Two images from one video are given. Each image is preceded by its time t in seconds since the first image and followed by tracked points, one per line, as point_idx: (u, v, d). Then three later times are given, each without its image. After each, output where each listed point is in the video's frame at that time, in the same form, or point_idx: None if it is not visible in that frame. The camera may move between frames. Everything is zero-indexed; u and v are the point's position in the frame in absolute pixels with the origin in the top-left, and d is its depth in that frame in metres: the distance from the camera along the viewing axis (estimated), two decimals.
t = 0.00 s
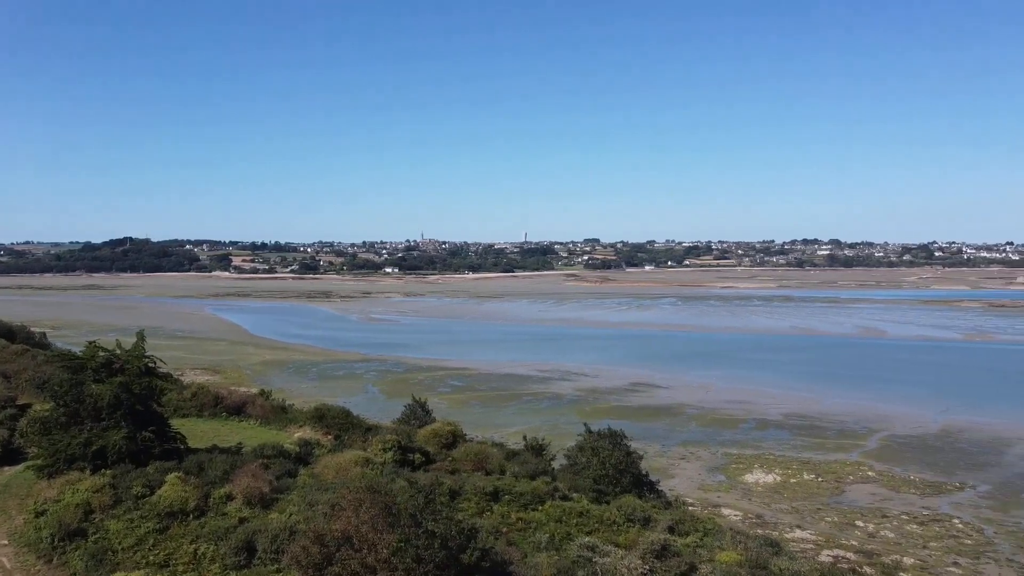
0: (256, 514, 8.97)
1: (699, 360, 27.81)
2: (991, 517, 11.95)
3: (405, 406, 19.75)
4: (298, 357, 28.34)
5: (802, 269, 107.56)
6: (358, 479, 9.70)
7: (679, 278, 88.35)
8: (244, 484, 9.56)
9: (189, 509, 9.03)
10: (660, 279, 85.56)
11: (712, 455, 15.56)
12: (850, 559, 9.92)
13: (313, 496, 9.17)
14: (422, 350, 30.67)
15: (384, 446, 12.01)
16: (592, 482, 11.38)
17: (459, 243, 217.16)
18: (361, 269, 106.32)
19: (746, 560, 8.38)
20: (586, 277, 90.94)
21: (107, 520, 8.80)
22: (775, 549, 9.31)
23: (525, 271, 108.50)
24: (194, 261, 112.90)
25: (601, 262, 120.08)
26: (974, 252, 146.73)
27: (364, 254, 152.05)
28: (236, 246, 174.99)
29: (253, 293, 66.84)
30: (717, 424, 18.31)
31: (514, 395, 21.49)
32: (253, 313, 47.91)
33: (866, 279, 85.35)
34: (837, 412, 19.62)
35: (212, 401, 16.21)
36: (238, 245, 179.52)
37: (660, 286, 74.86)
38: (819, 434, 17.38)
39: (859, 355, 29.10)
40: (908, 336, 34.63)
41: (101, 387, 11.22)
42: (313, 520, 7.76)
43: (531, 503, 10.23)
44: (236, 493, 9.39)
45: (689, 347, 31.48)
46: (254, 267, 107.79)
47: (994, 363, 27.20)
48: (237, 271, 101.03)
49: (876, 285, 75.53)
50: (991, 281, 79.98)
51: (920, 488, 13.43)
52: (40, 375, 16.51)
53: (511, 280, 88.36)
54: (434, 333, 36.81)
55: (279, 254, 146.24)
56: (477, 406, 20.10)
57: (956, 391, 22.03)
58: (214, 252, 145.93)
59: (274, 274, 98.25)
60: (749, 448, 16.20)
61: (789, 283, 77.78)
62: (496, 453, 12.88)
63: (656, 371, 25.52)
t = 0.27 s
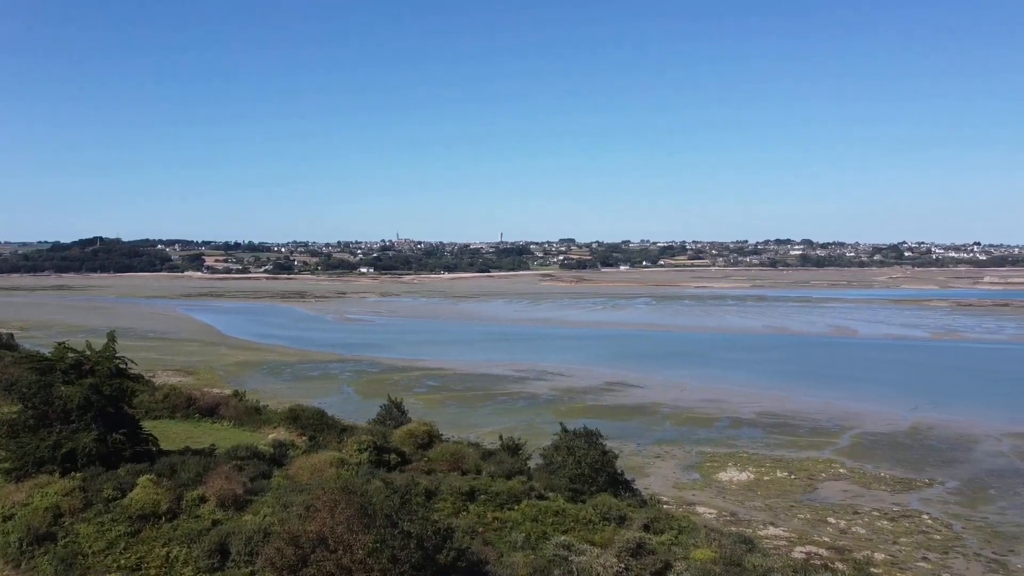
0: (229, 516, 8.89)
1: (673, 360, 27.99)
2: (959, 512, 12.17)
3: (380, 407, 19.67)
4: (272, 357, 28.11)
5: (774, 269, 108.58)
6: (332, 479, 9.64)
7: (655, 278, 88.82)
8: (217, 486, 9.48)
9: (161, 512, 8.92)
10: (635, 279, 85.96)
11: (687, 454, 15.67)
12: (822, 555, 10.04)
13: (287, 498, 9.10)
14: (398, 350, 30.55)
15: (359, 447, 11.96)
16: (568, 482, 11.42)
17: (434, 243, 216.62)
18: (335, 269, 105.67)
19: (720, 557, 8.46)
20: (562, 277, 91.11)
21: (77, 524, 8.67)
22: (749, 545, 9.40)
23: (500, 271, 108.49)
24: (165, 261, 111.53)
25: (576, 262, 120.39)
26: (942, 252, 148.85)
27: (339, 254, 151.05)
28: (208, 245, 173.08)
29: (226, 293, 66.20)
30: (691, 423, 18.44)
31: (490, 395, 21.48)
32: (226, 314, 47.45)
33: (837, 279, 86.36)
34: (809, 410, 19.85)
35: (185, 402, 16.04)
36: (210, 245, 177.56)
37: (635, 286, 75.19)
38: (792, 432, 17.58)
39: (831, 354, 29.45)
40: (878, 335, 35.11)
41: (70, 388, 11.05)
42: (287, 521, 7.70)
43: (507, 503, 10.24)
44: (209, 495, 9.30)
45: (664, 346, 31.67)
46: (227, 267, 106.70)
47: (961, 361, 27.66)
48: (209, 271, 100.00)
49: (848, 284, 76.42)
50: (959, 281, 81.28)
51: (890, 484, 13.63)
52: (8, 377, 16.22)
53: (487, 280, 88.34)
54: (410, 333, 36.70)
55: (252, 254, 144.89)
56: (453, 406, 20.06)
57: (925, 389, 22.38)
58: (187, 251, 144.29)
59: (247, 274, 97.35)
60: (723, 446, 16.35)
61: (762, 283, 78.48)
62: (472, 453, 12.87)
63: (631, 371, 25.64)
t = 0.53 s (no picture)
0: (196, 519, 8.78)
1: (643, 359, 28.18)
2: (922, 508, 12.40)
3: (350, 407, 19.55)
4: (241, 358, 27.80)
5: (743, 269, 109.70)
6: (302, 481, 9.57)
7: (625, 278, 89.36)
8: (184, 488, 9.36)
9: (127, 515, 8.78)
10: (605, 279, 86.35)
11: (656, 452, 15.78)
12: (789, 551, 10.17)
13: (256, 500, 9.01)
14: (368, 351, 30.38)
15: (329, 448, 11.88)
16: (539, 481, 11.45)
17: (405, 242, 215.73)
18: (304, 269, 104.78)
19: (689, 554, 8.53)
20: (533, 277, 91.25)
21: (40, 528, 8.51)
22: (718, 542, 9.49)
23: (471, 271, 108.36)
24: (130, 261, 109.77)
25: (547, 262, 120.64)
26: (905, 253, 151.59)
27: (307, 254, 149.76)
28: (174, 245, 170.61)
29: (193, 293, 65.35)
30: (661, 422, 18.57)
31: (461, 395, 21.45)
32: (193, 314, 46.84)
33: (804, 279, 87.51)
34: (777, 408, 20.10)
35: (151, 404, 15.80)
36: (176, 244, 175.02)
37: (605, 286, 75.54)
38: (759, 430, 17.78)
39: (798, 352, 29.83)
40: (844, 334, 35.65)
41: (32, 391, 10.84)
42: (256, 523, 7.62)
43: (478, 503, 10.24)
44: (176, 498, 9.18)
45: (634, 346, 31.87)
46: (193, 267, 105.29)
47: (924, 359, 28.18)
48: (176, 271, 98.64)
49: (814, 284, 77.43)
50: (922, 280, 82.76)
51: (856, 480, 13.86)
52: None
53: (457, 280, 88.20)
54: (380, 333, 36.52)
55: (219, 254, 143.10)
56: (424, 406, 20.00)
57: (889, 386, 22.76)
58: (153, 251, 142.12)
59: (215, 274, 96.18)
60: (692, 444, 16.49)
61: (730, 283, 79.28)
62: (443, 453, 12.84)
63: (601, 370, 25.74)
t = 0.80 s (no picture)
0: (159, 523, 8.65)
1: (610, 358, 28.33)
2: (883, 503, 12.64)
3: (316, 408, 19.39)
4: (204, 360, 27.42)
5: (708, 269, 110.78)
6: (267, 483, 9.47)
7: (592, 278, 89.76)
8: (146, 492, 9.22)
9: (87, 520, 8.62)
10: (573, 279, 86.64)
11: (623, 451, 15.88)
12: (754, 547, 10.30)
13: (220, 503, 8.91)
14: (335, 351, 30.15)
15: (295, 449, 11.78)
16: (506, 481, 11.46)
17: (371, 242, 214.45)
18: (270, 269, 103.67)
19: (655, 551, 8.61)
20: (500, 277, 91.26)
21: None
22: (683, 539, 9.59)
23: (438, 271, 108.06)
24: (90, 261, 107.69)
25: (515, 262, 120.73)
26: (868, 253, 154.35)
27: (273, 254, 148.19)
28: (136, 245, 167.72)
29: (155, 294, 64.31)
30: (628, 420, 18.69)
31: (429, 395, 21.39)
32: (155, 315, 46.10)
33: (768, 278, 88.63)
34: (741, 406, 20.35)
35: (111, 407, 15.53)
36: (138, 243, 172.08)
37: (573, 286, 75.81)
38: (725, 428, 17.99)
39: (762, 351, 30.23)
40: (807, 333, 36.17)
41: None
42: (220, 526, 7.53)
43: (446, 503, 10.22)
44: (138, 502, 9.04)
45: (601, 345, 32.04)
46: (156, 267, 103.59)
47: (885, 357, 28.70)
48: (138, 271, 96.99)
49: (778, 284, 78.45)
50: (883, 280, 84.26)
51: (818, 477, 14.08)
52: None
53: (425, 280, 87.88)
54: (347, 334, 36.26)
55: (182, 254, 140.94)
56: (391, 407, 19.90)
57: (851, 384, 23.15)
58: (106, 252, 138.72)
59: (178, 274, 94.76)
60: (659, 443, 16.62)
61: (696, 282, 80.04)
62: (411, 454, 12.79)
63: (569, 370, 25.85)
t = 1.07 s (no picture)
0: (117, 528, 8.49)
1: (576, 358, 28.48)
2: (841, 498, 12.88)
3: (279, 410, 19.18)
4: (164, 362, 26.96)
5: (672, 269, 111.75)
6: (228, 485, 9.36)
7: (557, 278, 90.08)
8: (104, 497, 9.05)
9: (43, 525, 8.43)
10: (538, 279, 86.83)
11: (588, 450, 15.96)
12: (717, 544, 10.41)
13: (181, 506, 8.78)
14: (298, 352, 29.85)
15: (258, 451, 11.65)
16: (472, 481, 11.46)
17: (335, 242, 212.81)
18: (231, 270, 102.27)
19: (620, 549, 8.67)
20: (465, 277, 91.08)
21: None
22: (648, 537, 9.66)
23: (403, 271, 107.55)
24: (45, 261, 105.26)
25: (480, 262, 120.60)
26: (827, 253, 157.22)
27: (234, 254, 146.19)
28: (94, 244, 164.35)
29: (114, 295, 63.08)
30: (592, 420, 18.79)
31: (393, 396, 21.30)
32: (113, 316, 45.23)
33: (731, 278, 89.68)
34: (704, 404, 20.60)
35: (68, 410, 15.20)
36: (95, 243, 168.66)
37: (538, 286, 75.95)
38: (688, 426, 18.19)
39: (725, 350, 30.58)
40: (768, 332, 36.67)
41: None
42: (180, 530, 7.41)
43: (411, 503, 10.18)
44: (96, 506, 8.88)
45: (567, 345, 32.18)
46: (113, 267, 101.58)
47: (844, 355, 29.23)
48: (95, 272, 95.08)
49: (741, 283, 79.35)
50: (842, 279, 85.74)
51: (779, 474, 14.30)
52: None
53: (389, 280, 87.42)
54: (311, 334, 35.92)
55: (141, 254, 138.42)
56: (355, 408, 19.76)
57: (811, 382, 23.55)
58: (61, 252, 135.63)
59: (136, 275, 93.00)
60: (623, 442, 16.74)
61: (659, 282, 80.68)
62: (375, 455, 12.73)
63: (534, 369, 25.94)
